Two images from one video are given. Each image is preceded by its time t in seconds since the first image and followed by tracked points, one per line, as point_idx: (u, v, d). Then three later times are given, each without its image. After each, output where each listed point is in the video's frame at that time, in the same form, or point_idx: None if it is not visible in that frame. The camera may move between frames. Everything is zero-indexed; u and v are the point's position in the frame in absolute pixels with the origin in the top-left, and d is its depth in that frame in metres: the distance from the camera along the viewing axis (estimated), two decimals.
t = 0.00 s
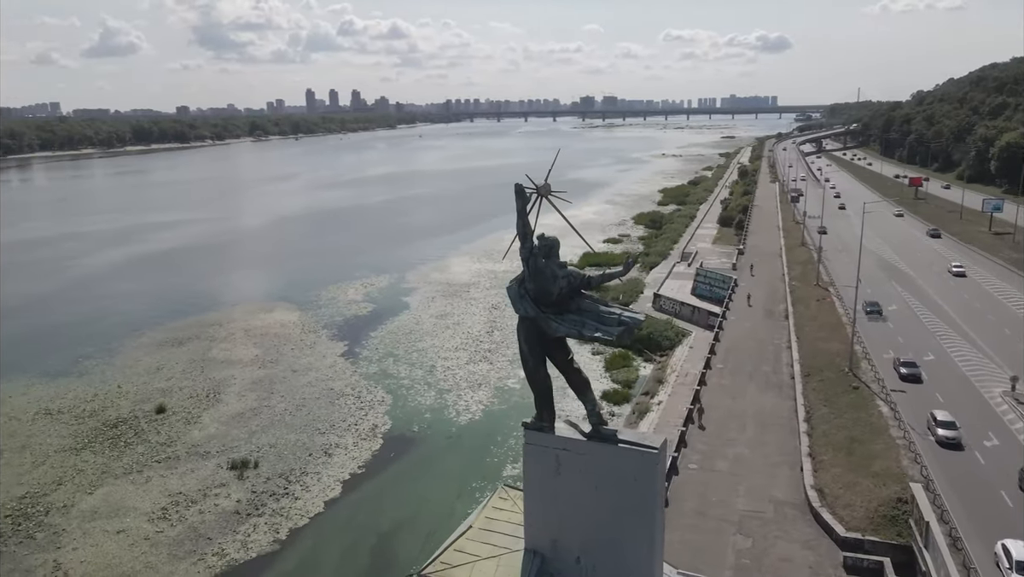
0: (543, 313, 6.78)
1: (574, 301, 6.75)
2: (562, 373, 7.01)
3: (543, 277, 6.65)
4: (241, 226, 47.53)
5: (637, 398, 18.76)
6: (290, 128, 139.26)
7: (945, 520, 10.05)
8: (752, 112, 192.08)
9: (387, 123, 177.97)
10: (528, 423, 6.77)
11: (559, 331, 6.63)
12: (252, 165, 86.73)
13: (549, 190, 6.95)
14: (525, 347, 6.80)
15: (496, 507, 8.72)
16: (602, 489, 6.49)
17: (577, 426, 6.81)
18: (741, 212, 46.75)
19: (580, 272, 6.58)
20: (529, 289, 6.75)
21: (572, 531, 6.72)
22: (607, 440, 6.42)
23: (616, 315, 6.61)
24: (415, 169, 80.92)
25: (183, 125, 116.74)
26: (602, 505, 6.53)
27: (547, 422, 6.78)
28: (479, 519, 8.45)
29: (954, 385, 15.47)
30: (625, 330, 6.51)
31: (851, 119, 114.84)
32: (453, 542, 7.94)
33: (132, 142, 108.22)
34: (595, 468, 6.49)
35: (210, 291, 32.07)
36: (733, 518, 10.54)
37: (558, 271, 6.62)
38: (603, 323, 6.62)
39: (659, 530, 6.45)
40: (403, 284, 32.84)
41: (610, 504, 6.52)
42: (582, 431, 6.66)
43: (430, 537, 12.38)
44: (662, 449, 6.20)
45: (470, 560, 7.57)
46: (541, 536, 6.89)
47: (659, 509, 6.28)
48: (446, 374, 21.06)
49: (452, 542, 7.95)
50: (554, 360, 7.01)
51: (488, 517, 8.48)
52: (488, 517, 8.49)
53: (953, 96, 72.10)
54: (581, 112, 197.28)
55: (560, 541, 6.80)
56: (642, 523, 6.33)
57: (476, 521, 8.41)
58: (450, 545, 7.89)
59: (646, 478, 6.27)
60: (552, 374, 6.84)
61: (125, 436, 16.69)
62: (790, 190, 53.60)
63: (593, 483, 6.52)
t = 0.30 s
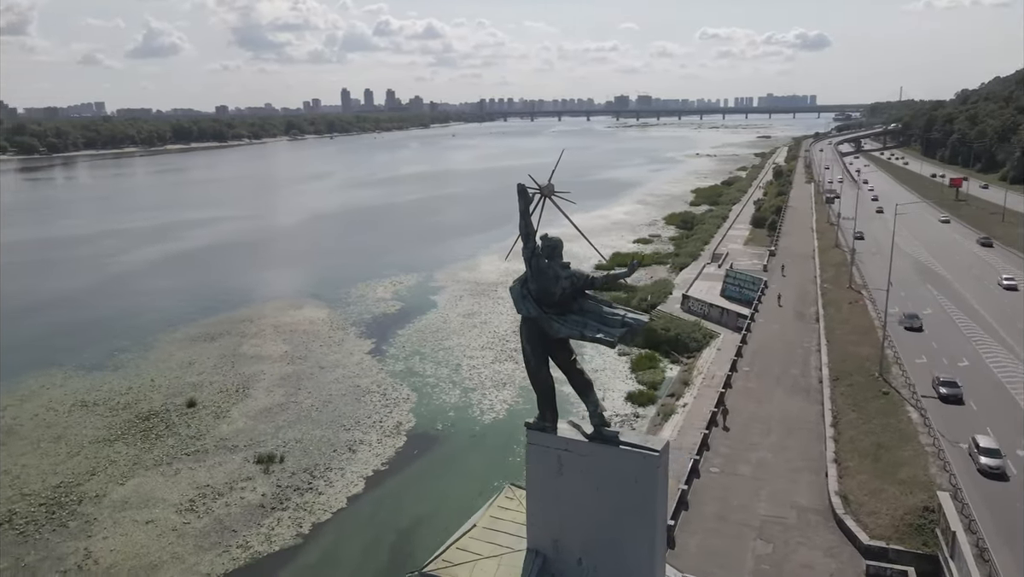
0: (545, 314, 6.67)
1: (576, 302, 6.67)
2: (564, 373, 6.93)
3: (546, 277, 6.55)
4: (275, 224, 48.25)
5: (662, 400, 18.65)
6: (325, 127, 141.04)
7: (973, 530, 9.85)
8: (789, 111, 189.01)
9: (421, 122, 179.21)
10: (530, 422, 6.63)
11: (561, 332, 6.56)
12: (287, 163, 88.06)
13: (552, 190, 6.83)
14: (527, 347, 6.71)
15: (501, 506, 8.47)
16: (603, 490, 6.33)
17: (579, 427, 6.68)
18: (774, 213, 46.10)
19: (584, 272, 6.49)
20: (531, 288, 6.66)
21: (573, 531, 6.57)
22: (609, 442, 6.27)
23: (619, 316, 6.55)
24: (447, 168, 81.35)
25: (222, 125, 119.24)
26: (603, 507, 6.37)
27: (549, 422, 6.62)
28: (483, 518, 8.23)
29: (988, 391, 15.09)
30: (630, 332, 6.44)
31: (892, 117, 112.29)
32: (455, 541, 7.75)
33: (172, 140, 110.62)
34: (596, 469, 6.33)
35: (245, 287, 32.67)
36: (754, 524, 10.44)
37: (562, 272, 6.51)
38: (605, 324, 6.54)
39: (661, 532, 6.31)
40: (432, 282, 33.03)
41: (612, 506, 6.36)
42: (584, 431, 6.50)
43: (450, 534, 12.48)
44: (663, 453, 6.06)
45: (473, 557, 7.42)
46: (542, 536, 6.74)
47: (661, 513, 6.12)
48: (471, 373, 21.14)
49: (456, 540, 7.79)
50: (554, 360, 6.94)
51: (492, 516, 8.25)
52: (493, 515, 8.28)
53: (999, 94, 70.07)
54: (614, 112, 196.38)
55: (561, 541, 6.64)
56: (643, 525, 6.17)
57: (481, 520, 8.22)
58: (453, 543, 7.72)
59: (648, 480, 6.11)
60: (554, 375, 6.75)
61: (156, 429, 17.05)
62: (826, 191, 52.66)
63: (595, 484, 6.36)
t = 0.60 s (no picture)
0: (547, 314, 6.67)
1: (580, 303, 6.66)
2: (567, 375, 6.93)
3: (549, 277, 6.55)
4: (308, 222, 48.88)
5: (688, 402, 18.50)
6: (360, 126, 142.58)
7: (1002, 541, 9.63)
8: (828, 110, 185.51)
9: (455, 122, 180.17)
10: (532, 422, 6.64)
11: (563, 332, 6.53)
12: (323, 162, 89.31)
13: (556, 191, 6.85)
14: (530, 347, 6.71)
15: (507, 506, 8.17)
16: (605, 492, 6.31)
17: (582, 429, 6.66)
18: (808, 214, 45.36)
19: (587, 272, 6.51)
20: (534, 289, 6.66)
21: (575, 533, 6.56)
22: (611, 444, 6.25)
23: (622, 317, 6.52)
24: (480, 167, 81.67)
25: (260, 124, 121.53)
26: (605, 509, 6.36)
27: (552, 422, 6.64)
28: (488, 517, 7.93)
29: None
30: (633, 334, 6.43)
31: (936, 116, 109.41)
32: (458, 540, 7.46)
33: (212, 139, 112.93)
34: (598, 471, 6.31)
35: (279, 284, 33.24)
36: (775, 529, 10.38)
37: (564, 273, 6.54)
38: (608, 326, 6.51)
39: (662, 536, 6.26)
40: (461, 281, 33.18)
41: (613, 508, 6.33)
42: (587, 432, 6.46)
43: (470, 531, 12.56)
44: (665, 456, 6.01)
45: (475, 556, 7.14)
46: (544, 538, 6.73)
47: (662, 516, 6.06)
48: (496, 371, 21.20)
49: (458, 539, 7.52)
50: (558, 361, 6.94)
51: (497, 515, 7.96)
52: (499, 515, 7.95)
53: None
54: (649, 112, 195.04)
55: (563, 542, 6.63)
56: (644, 530, 6.11)
57: (485, 520, 7.91)
58: (455, 542, 7.44)
59: (649, 483, 6.07)
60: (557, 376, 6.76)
61: (187, 422, 17.41)
62: (863, 193, 51.62)
63: (597, 486, 6.34)
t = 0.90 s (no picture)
0: (550, 315, 6.76)
1: (582, 304, 6.72)
2: (570, 376, 6.97)
3: (551, 278, 6.64)
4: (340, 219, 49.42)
5: (715, 405, 18.33)
6: (395, 125, 143.67)
7: None
8: (869, 109, 181.52)
9: (489, 121, 180.62)
10: (536, 423, 6.74)
11: (564, 333, 6.61)
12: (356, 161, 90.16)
13: (560, 190, 6.89)
14: (532, 348, 6.81)
15: (513, 506, 8.13)
16: (606, 494, 6.38)
17: (585, 429, 6.70)
18: (844, 215, 44.52)
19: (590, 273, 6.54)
20: (537, 290, 6.75)
21: (576, 533, 6.64)
22: (612, 446, 6.31)
23: (625, 319, 6.54)
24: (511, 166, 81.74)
25: (296, 123, 123.32)
26: (606, 512, 6.42)
27: (555, 423, 6.73)
28: (493, 517, 7.88)
29: None
30: (636, 336, 6.44)
31: (983, 115, 106.21)
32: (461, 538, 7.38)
33: (249, 138, 114.87)
34: (599, 472, 6.38)
35: (310, 281, 33.74)
36: (798, 536, 10.43)
37: (567, 274, 6.59)
38: (610, 327, 6.55)
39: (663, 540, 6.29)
40: (490, 280, 33.29)
41: (614, 509, 6.40)
42: (589, 433, 6.52)
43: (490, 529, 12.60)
44: (666, 459, 6.01)
45: (476, 555, 7.08)
46: (546, 537, 6.83)
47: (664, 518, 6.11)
48: (522, 371, 21.23)
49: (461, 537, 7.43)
50: (561, 361, 7.02)
51: (502, 515, 7.92)
52: (503, 515, 7.92)
53: None
54: (684, 111, 193.10)
55: (565, 543, 6.72)
56: (645, 532, 6.16)
57: (489, 519, 7.84)
58: (458, 541, 7.35)
59: (650, 486, 6.11)
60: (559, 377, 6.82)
61: (217, 416, 17.73)
62: (902, 194, 50.48)
63: (598, 488, 6.41)
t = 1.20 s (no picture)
0: (552, 316, 7.06)
1: (584, 305, 7.00)
2: (572, 376, 7.27)
3: (554, 280, 6.92)
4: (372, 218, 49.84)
5: (742, 408, 18.09)
6: (428, 125, 144.34)
7: None
8: (911, 109, 177.18)
9: (522, 121, 180.57)
10: (539, 424, 7.12)
11: (566, 334, 6.91)
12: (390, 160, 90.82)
13: (563, 192, 7.17)
14: (534, 348, 7.12)
15: (519, 507, 8.40)
16: (606, 497, 6.73)
17: (587, 430, 7.06)
18: (882, 218, 43.55)
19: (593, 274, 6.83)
20: (540, 290, 7.05)
21: (577, 533, 6.99)
22: (613, 448, 6.63)
23: (626, 321, 6.80)
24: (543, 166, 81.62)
25: (331, 122, 124.77)
26: (606, 514, 6.76)
27: (557, 424, 7.07)
28: (498, 516, 8.17)
29: None
30: (636, 337, 6.71)
31: None
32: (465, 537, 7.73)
33: (285, 138, 116.53)
34: (600, 474, 6.71)
35: (341, 278, 34.12)
36: (820, 543, 10.28)
37: (569, 275, 6.88)
38: (611, 328, 6.82)
39: (662, 543, 6.58)
40: (518, 279, 33.30)
41: (613, 512, 6.73)
42: (590, 435, 6.88)
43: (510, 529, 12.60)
44: (666, 464, 6.29)
45: (478, 555, 7.38)
46: (549, 537, 7.20)
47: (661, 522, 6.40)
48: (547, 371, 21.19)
49: (466, 536, 7.75)
50: (562, 360, 7.32)
51: (507, 515, 8.20)
52: (508, 514, 8.22)
53: None
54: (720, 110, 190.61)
55: (566, 545, 7.09)
56: (643, 535, 6.49)
57: (494, 519, 8.13)
58: (463, 539, 7.66)
59: (648, 490, 6.41)
60: (562, 377, 7.13)
61: (246, 411, 18.05)
62: (943, 196, 49.17)
63: (599, 490, 6.76)
